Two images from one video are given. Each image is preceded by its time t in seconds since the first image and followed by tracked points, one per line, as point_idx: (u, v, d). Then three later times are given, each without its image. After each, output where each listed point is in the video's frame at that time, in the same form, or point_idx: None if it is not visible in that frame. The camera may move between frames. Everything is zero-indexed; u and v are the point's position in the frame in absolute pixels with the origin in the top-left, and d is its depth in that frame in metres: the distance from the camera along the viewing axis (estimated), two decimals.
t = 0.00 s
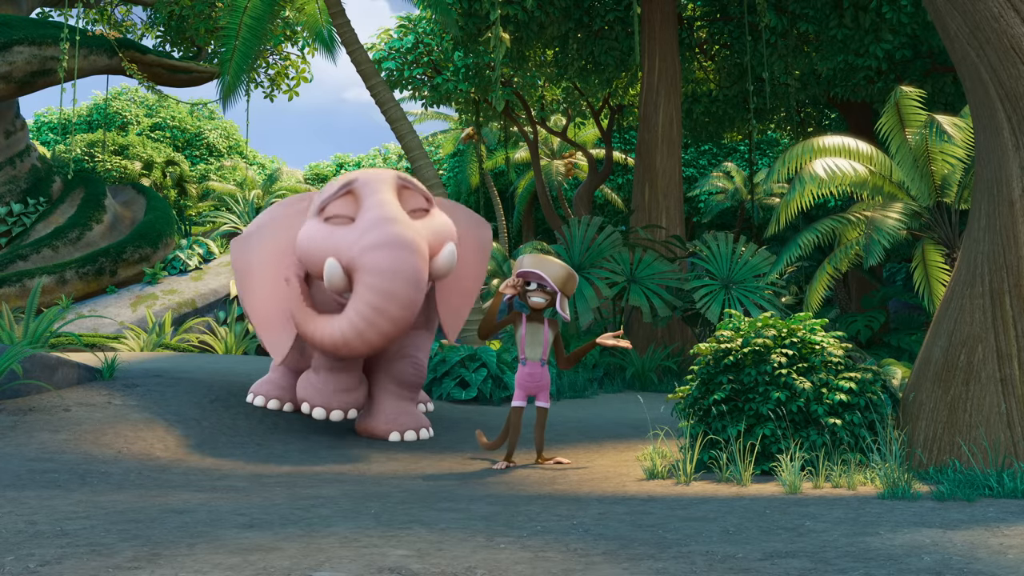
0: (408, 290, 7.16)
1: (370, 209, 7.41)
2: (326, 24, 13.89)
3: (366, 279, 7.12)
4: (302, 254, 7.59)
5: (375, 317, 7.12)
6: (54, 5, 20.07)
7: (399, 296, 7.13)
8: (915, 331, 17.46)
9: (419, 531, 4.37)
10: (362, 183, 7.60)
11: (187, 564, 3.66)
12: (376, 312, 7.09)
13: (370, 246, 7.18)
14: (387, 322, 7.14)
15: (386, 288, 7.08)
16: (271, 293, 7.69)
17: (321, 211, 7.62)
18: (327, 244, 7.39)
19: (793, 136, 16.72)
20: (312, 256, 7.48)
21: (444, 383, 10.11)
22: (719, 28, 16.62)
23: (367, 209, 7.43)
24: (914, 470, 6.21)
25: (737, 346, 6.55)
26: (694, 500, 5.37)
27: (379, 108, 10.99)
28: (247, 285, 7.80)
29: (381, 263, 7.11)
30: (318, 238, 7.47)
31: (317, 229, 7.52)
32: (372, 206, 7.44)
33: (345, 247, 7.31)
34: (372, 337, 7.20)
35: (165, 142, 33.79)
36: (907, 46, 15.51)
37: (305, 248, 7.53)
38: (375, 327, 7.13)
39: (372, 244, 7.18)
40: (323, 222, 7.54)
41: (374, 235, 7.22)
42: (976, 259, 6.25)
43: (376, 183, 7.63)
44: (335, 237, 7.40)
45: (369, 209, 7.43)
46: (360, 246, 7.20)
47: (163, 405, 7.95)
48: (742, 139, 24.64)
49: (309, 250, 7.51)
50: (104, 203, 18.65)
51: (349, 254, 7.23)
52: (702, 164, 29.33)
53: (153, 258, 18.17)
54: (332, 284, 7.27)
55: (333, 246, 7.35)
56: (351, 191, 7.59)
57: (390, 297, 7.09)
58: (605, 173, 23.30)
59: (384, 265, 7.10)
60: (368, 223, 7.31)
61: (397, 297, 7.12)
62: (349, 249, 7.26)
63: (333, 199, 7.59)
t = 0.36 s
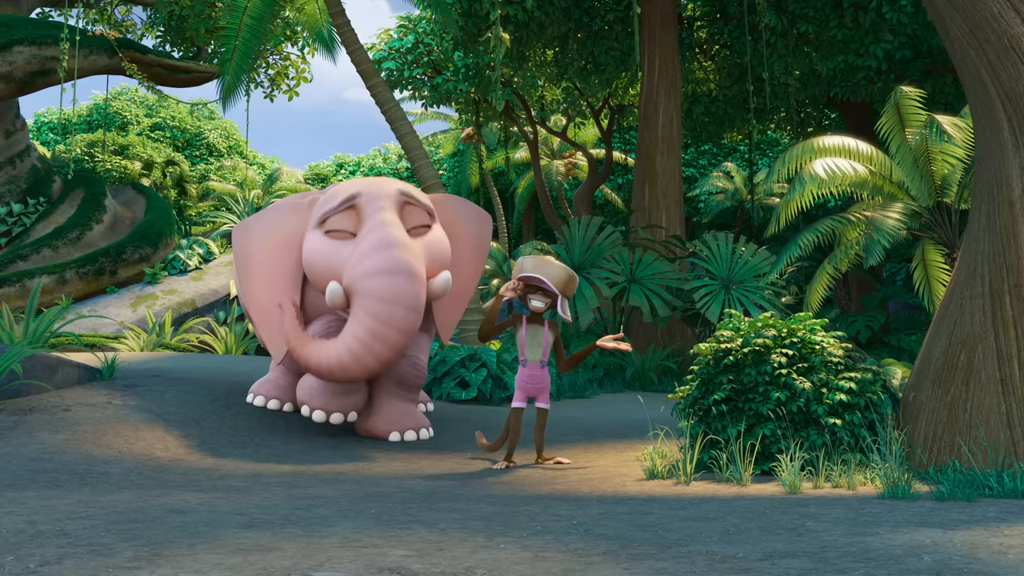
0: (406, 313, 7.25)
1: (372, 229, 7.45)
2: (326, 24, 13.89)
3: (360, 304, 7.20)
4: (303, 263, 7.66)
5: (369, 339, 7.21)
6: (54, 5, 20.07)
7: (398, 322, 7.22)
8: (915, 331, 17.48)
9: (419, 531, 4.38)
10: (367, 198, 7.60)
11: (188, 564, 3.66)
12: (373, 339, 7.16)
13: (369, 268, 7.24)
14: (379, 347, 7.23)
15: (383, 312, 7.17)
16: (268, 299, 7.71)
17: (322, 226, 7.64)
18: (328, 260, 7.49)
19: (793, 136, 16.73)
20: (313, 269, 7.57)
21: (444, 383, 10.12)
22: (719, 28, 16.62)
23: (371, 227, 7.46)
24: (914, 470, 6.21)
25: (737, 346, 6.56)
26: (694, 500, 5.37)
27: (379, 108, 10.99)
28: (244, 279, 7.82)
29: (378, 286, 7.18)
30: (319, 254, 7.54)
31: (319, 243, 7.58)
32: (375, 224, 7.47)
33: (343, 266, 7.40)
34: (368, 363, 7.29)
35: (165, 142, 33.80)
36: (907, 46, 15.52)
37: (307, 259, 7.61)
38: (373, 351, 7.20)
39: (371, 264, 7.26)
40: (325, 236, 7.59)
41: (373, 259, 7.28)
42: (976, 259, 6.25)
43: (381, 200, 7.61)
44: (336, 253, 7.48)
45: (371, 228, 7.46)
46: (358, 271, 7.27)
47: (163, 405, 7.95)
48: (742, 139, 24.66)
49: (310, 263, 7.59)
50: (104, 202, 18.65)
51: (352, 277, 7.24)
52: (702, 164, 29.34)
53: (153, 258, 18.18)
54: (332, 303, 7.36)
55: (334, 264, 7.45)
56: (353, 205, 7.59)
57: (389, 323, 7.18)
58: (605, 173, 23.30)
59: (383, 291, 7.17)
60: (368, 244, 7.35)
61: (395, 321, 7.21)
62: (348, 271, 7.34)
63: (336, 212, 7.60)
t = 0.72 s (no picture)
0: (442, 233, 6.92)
1: (376, 174, 7.29)
2: (326, 24, 13.88)
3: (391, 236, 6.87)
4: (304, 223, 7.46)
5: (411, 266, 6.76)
6: (54, 5, 20.08)
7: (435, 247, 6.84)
8: (915, 331, 17.50)
9: (419, 531, 4.38)
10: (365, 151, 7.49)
11: (187, 564, 3.66)
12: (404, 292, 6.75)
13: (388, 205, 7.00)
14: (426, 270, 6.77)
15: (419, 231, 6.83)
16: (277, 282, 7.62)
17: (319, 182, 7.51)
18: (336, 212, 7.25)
19: (793, 136, 16.74)
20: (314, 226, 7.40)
21: (444, 383, 10.13)
22: (719, 28, 16.63)
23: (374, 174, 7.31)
24: (913, 470, 6.21)
25: (737, 346, 6.56)
26: (694, 500, 5.37)
27: (379, 108, 10.98)
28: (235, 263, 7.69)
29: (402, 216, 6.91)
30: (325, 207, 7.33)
31: (322, 198, 7.39)
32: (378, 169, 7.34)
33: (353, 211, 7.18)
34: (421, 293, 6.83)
35: (165, 142, 33.80)
36: (907, 46, 15.53)
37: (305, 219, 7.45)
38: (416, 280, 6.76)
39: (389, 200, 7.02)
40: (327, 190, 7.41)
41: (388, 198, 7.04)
42: (976, 259, 6.25)
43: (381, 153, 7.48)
44: (342, 202, 7.27)
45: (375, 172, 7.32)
46: (373, 207, 7.05)
47: (163, 405, 7.95)
48: (742, 139, 24.67)
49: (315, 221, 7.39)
50: (104, 202, 18.65)
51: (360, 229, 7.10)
52: (702, 164, 29.35)
53: (153, 258, 18.18)
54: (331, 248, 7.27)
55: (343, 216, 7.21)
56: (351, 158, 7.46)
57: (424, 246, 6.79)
58: (605, 173, 23.30)
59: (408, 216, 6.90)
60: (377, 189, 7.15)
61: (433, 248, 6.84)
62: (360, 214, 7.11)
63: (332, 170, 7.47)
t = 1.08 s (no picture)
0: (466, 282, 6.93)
1: (381, 217, 7.33)
2: (326, 24, 13.88)
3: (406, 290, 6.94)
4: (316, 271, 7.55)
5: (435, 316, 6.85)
6: (54, 5, 20.08)
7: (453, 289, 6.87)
8: (915, 331, 17.50)
9: (419, 531, 4.37)
10: (364, 188, 7.53)
11: (187, 564, 3.66)
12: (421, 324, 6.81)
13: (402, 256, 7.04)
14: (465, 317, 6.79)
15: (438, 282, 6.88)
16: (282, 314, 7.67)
17: (322, 227, 7.60)
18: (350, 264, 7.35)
19: (793, 136, 16.74)
20: (320, 273, 7.48)
21: (444, 383, 10.14)
22: (719, 28, 16.63)
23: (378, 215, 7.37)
24: (913, 470, 6.21)
25: (737, 346, 6.56)
26: (694, 500, 5.37)
27: (379, 108, 10.98)
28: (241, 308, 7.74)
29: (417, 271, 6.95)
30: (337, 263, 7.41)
31: (332, 249, 7.47)
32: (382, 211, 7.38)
33: (362, 259, 7.23)
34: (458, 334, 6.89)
35: (165, 142, 33.81)
36: (907, 46, 15.52)
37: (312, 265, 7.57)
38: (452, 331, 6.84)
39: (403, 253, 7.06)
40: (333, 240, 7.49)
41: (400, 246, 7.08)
42: (976, 259, 6.25)
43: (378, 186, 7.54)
44: (349, 248, 7.34)
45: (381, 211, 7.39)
46: (379, 252, 7.11)
47: (163, 405, 7.95)
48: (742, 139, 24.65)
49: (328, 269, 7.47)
50: (103, 202, 18.66)
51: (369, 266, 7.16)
52: (702, 164, 29.36)
53: (153, 258, 18.20)
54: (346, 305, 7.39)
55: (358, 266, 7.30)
56: (352, 200, 7.52)
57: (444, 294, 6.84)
58: (605, 173, 23.29)
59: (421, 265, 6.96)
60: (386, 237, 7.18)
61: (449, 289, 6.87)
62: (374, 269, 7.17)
63: (334, 207, 7.58)
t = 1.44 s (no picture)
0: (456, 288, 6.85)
1: (379, 223, 7.32)
2: (326, 24, 13.88)
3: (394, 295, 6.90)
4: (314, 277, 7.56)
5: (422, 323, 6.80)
6: (54, 5, 20.09)
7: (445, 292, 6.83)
8: (915, 331, 17.51)
9: (419, 532, 4.37)
10: (363, 193, 7.52)
11: (187, 564, 3.66)
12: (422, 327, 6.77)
13: (395, 260, 7.01)
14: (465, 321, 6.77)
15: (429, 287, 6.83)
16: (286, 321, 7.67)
17: (323, 232, 7.61)
18: (346, 270, 7.35)
19: (793, 136, 16.74)
20: (322, 278, 7.50)
21: (444, 383, 10.14)
22: (719, 28, 16.63)
23: (377, 221, 7.35)
24: (913, 470, 6.20)
25: (737, 346, 6.56)
26: (694, 500, 5.37)
27: (379, 108, 10.98)
28: (239, 313, 7.77)
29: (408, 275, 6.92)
30: (332, 267, 7.43)
31: (328, 253, 7.48)
32: (380, 217, 7.36)
33: (360, 264, 7.24)
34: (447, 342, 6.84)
35: (165, 142, 33.81)
36: (907, 46, 15.51)
37: (311, 270, 7.58)
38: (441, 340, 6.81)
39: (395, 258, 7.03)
40: (330, 246, 7.50)
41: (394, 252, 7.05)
42: (976, 259, 6.25)
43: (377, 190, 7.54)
44: (350, 254, 7.35)
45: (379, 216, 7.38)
46: (378, 258, 7.09)
47: (163, 405, 7.95)
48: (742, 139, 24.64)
49: (325, 274, 7.48)
50: (104, 202, 18.67)
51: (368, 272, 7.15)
52: (702, 164, 29.37)
53: (153, 258, 18.20)
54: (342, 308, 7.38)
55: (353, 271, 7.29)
56: (352, 206, 7.51)
57: (435, 299, 6.78)
58: (605, 173, 23.29)
59: (413, 269, 6.92)
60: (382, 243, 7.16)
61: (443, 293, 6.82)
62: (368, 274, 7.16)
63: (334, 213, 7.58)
